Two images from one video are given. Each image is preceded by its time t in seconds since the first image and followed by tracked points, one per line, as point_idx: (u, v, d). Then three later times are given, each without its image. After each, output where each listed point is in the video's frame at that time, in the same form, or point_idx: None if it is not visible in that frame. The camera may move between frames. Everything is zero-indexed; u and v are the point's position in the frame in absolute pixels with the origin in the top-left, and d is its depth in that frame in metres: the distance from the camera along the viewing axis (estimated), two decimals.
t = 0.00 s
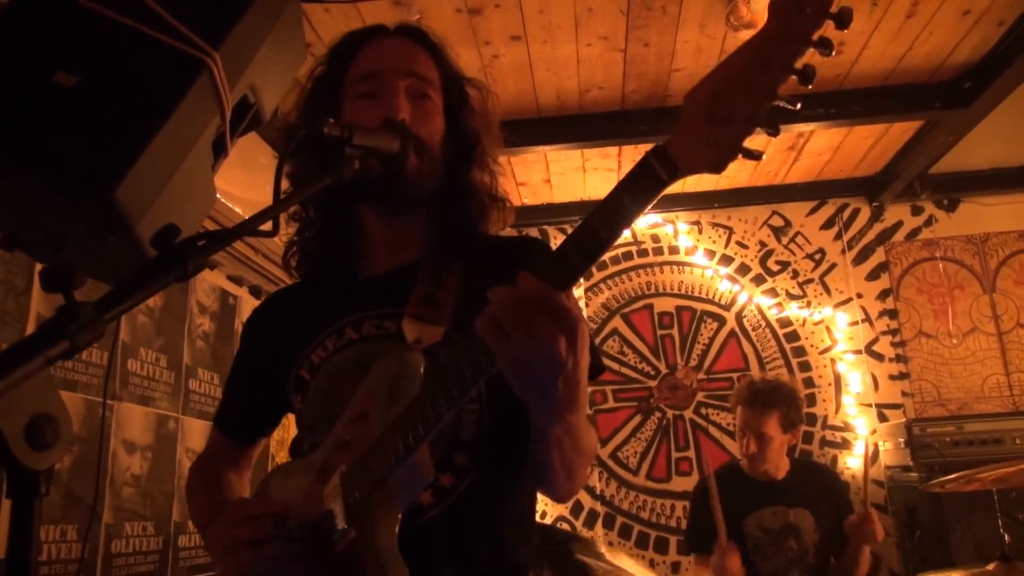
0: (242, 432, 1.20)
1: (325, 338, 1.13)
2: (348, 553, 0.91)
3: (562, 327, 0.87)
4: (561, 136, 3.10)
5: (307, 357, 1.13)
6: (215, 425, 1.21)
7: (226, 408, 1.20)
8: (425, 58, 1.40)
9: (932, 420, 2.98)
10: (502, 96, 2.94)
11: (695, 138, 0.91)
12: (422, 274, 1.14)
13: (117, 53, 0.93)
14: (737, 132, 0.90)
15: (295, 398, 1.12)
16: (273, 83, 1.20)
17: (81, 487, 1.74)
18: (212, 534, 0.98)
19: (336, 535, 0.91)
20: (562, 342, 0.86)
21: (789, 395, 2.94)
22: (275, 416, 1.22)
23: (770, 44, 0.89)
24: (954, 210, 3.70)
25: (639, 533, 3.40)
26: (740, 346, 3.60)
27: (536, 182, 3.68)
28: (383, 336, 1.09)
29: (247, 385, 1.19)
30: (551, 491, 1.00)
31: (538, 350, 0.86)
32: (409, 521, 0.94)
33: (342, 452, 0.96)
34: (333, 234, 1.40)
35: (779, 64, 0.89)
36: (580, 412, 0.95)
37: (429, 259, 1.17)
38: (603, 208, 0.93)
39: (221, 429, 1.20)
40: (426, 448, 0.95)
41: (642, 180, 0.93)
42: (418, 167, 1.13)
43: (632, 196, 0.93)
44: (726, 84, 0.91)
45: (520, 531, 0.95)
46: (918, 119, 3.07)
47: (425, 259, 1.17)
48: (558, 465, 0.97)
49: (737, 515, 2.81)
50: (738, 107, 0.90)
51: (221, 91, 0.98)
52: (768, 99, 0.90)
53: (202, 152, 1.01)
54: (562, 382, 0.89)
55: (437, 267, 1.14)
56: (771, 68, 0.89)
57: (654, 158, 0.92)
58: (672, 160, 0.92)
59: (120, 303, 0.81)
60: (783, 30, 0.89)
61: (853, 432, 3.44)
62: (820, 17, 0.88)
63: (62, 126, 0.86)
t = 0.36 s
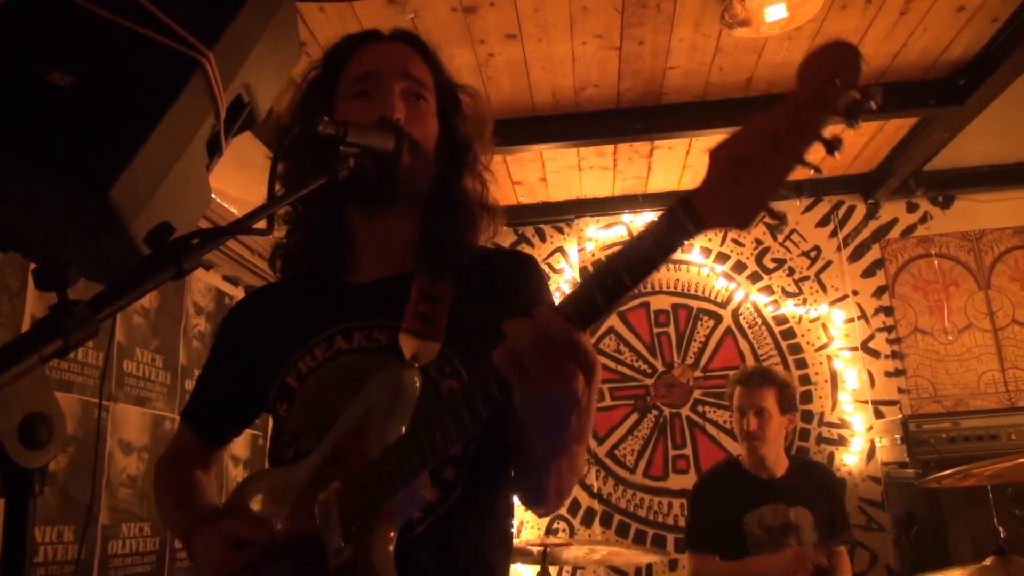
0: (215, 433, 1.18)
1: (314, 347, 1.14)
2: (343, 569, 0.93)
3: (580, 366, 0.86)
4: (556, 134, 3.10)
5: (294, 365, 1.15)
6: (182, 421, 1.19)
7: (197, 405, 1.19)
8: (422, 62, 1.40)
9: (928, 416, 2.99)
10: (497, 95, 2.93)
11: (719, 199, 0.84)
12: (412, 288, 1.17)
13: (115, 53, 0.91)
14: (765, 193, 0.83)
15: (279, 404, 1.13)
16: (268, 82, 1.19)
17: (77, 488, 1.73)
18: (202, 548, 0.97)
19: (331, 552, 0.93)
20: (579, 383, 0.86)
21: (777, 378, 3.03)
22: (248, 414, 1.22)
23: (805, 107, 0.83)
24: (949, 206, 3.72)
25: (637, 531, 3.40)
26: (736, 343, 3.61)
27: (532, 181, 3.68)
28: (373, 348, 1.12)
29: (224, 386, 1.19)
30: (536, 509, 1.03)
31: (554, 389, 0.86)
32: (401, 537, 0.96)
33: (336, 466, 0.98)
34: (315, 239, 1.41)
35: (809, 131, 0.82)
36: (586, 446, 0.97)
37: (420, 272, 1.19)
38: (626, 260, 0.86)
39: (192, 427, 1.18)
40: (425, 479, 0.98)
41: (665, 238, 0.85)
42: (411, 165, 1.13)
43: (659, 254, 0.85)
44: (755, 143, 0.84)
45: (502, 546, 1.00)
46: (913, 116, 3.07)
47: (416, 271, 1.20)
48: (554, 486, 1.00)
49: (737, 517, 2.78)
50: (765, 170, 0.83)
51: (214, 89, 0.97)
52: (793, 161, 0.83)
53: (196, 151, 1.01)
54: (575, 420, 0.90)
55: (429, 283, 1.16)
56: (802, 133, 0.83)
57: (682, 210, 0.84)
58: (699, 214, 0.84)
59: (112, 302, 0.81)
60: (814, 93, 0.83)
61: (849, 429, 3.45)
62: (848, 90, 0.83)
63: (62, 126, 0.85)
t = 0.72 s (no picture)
0: (197, 420, 1.19)
1: (307, 336, 1.14)
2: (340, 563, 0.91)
3: (590, 363, 0.92)
4: (552, 133, 3.09)
5: (285, 354, 1.14)
6: (166, 409, 1.19)
7: (181, 390, 1.19)
8: (418, 56, 1.40)
9: (925, 414, 2.99)
10: (493, 93, 2.93)
11: (734, 212, 0.93)
12: (408, 282, 1.18)
13: (111, 52, 0.89)
14: (775, 209, 0.92)
15: (270, 395, 1.11)
16: (264, 80, 1.19)
17: (73, 489, 1.73)
18: (196, 546, 0.96)
19: (329, 544, 0.92)
20: (589, 380, 0.92)
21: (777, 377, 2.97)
22: (233, 402, 1.22)
23: (812, 132, 0.91)
24: (945, 204, 3.72)
25: (634, 529, 3.40)
26: (733, 342, 3.61)
27: (528, 180, 3.68)
28: (366, 340, 1.11)
29: (210, 373, 1.19)
30: (523, 495, 1.11)
31: (566, 386, 0.92)
32: (395, 527, 0.96)
33: (329, 456, 0.98)
34: (298, 227, 1.39)
35: (818, 153, 0.91)
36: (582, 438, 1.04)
37: (416, 266, 1.21)
38: (638, 259, 0.97)
39: (174, 415, 1.18)
40: (424, 473, 0.98)
41: (679, 243, 0.95)
42: (406, 163, 1.13)
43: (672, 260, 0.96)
44: (766, 161, 0.92)
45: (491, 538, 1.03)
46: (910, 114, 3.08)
47: (412, 264, 1.21)
48: (549, 473, 1.06)
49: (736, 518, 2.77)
50: (780, 188, 0.92)
51: (212, 90, 0.96)
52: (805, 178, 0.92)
53: (193, 149, 1.00)
54: (581, 412, 0.97)
55: (425, 276, 1.19)
56: (813, 156, 0.91)
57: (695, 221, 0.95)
58: (713, 227, 0.94)
59: (107, 302, 0.81)
60: (825, 121, 0.90)
61: (847, 427, 3.45)
62: (859, 117, 0.90)
63: (61, 127, 0.84)
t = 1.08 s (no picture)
0: (183, 423, 1.19)
1: (301, 341, 1.14)
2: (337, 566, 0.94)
3: (593, 380, 0.91)
4: (552, 132, 3.10)
5: (278, 359, 1.14)
6: (154, 408, 1.19)
7: (169, 393, 1.19)
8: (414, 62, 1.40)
9: (923, 415, 3.00)
10: (493, 93, 2.93)
11: (738, 232, 0.96)
12: (403, 291, 1.18)
13: (110, 50, 0.89)
14: (776, 233, 0.95)
15: (262, 399, 1.11)
16: (263, 79, 1.19)
17: (72, 486, 1.73)
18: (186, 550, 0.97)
19: (322, 552, 0.94)
20: (591, 397, 0.91)
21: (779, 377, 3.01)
22: (221, 403, 1.22)
23: (818, 160, 0.95)
24: (945, 206, 3.73)
25: (632, 530, 3.41)
26: (732, 343, 3.61)
27: (528, 180, 3.68)
28: (361, 346, 1.13)
29: (198, 376, 1.19)
30: (517, 500, 1.10)
31: (568, 403, 0.90)
32: (389, 534, 0.97)
33: (326, 464, 0.99)
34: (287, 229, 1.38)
35: (821, 182, 0.94)
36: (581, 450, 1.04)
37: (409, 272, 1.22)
38: (643, 275, 0.97)
39: (162, 418, 1.18)
40: (422, 483, 0.98)
41: (684, 261, 0.96)
42: (403, 165, 1.13)
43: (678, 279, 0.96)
44: (771, 185, 0.95)
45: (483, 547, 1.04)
46: (909, 116, 3.08)
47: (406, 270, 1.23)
48: (546, 480, 1.06)
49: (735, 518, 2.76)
50: (782, 213, 0.95)
51: (212, 88, 0.96)
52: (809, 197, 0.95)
53: (193, 148, 1.00)
54: (582, 428, 0.96)
55: (419, 283, 1.19)
56: (816, 183, 0.94)
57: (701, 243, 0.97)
58: (715, 245, 0.96)
59: (108, 301, 0.81)
60: (828, 149, 0.95)
61: (844, 428, 3.46)
62: (861, 149, 0.94)
63: (62, 126, 0.84)
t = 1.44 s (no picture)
0: (172, 435, 1.18)
1: (296, 355, 1.14)
2: None
3: (596, 408, 0.88)
4: (552, 131, 3.10)
5: (273, 374, 1.13)
6: (142, 419, 1.17)
7: (158, 404, 1.18)
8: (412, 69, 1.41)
9: (922, 416, 3.00)
10: (494, 92, 2.93)
11: (747, 263, 0.97)
12: (401, 304, 1.19)
13: (111, 45, 0.89)
14: (783, 266, 0.96)
15: (257, 414, 1.11)
16: (264, 77, 1.19)
17: (70, 482, 1.73)
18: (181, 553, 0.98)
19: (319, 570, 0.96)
20: (593, 425, 0.88)
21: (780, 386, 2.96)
22: (211, 416, 1.21)
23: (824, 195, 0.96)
24: (945, 207, 3.73)
25: (630, 529, 3.41)
26: (731, 343, 3.61)
27: (528, 179, 3.68)
28: (357, 361, 1.12)
29: (187, 389, 1.18)
30: (514, 521, 1.09)
31: (569, 429, 0.87)
32: (383, 555, 0.98)
33: (321, 481, 1.00)
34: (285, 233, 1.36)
35: (828, 217, 0.96)
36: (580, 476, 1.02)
37: (408, 287, 1.22)
38: (649, 304, 0.96)
39: (150, 430, 1.17)
40: (418, 505, 0.99)
41: (691, 291, 0.96)
42: (404, 166, 1.14)
43: (685, 309, 0.96)
44: (776, 219, 0.97)
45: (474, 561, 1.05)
46: (910, 117, 3.08)
47: (405, 284, 1.23)
48: (542, 503, 1.05)
49: (733, 512, 2.78)
50: (789, 247, 0.96)
51: (212, 85, 0.96)
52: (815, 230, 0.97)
53: (193, 144, 1.00)
54: (582, 458, 0.93)
55: (416, 299, 1.20)
56: (822, 218, 0.96)
57: (707, 273, 0.97)
58: (723, 276, 0.97)
59: (107, 296, 0.82)
60: (836, 186, 0.95)
61: (843, 429, 3.46)
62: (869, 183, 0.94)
63: (62, 123, 0.84)
